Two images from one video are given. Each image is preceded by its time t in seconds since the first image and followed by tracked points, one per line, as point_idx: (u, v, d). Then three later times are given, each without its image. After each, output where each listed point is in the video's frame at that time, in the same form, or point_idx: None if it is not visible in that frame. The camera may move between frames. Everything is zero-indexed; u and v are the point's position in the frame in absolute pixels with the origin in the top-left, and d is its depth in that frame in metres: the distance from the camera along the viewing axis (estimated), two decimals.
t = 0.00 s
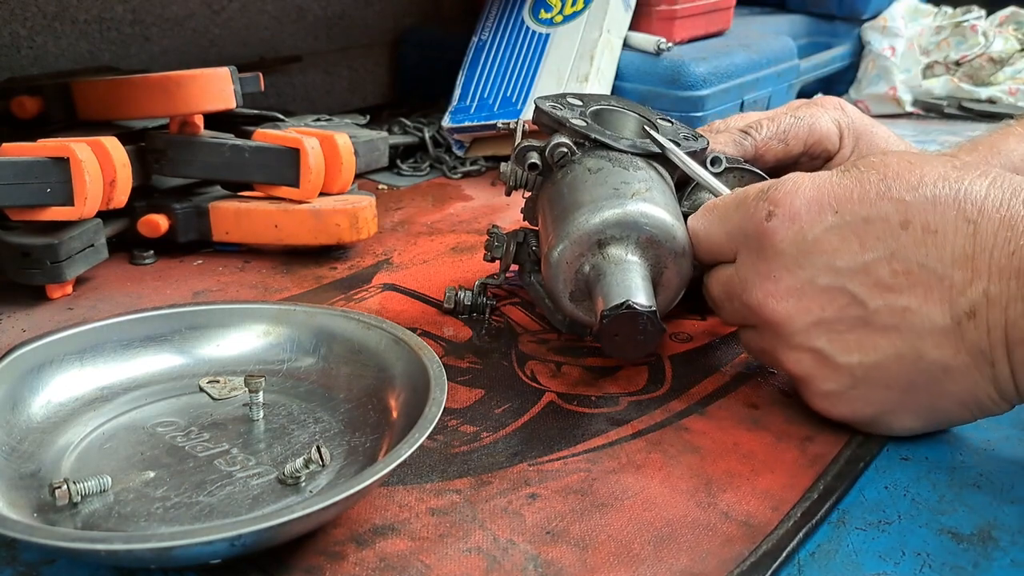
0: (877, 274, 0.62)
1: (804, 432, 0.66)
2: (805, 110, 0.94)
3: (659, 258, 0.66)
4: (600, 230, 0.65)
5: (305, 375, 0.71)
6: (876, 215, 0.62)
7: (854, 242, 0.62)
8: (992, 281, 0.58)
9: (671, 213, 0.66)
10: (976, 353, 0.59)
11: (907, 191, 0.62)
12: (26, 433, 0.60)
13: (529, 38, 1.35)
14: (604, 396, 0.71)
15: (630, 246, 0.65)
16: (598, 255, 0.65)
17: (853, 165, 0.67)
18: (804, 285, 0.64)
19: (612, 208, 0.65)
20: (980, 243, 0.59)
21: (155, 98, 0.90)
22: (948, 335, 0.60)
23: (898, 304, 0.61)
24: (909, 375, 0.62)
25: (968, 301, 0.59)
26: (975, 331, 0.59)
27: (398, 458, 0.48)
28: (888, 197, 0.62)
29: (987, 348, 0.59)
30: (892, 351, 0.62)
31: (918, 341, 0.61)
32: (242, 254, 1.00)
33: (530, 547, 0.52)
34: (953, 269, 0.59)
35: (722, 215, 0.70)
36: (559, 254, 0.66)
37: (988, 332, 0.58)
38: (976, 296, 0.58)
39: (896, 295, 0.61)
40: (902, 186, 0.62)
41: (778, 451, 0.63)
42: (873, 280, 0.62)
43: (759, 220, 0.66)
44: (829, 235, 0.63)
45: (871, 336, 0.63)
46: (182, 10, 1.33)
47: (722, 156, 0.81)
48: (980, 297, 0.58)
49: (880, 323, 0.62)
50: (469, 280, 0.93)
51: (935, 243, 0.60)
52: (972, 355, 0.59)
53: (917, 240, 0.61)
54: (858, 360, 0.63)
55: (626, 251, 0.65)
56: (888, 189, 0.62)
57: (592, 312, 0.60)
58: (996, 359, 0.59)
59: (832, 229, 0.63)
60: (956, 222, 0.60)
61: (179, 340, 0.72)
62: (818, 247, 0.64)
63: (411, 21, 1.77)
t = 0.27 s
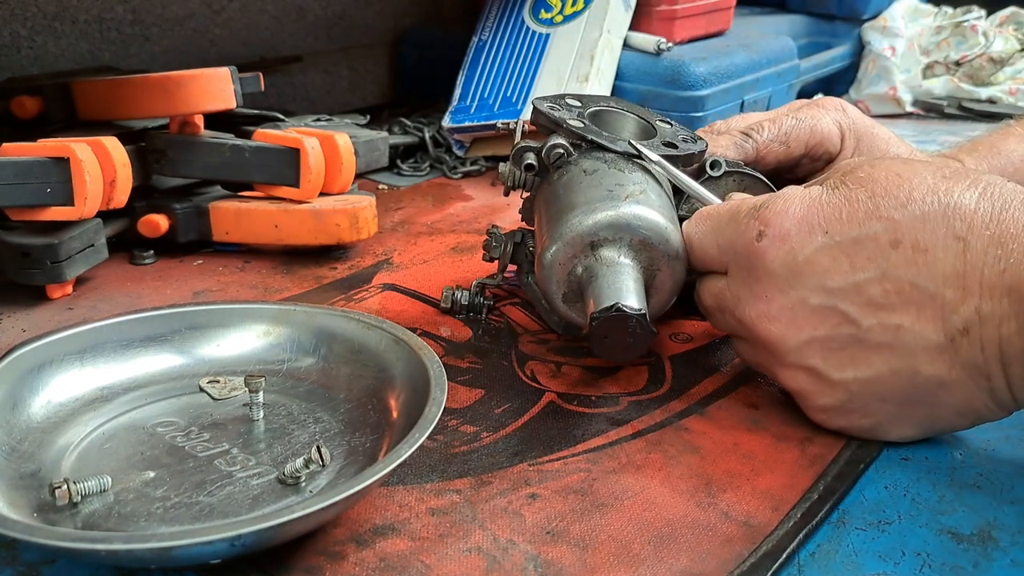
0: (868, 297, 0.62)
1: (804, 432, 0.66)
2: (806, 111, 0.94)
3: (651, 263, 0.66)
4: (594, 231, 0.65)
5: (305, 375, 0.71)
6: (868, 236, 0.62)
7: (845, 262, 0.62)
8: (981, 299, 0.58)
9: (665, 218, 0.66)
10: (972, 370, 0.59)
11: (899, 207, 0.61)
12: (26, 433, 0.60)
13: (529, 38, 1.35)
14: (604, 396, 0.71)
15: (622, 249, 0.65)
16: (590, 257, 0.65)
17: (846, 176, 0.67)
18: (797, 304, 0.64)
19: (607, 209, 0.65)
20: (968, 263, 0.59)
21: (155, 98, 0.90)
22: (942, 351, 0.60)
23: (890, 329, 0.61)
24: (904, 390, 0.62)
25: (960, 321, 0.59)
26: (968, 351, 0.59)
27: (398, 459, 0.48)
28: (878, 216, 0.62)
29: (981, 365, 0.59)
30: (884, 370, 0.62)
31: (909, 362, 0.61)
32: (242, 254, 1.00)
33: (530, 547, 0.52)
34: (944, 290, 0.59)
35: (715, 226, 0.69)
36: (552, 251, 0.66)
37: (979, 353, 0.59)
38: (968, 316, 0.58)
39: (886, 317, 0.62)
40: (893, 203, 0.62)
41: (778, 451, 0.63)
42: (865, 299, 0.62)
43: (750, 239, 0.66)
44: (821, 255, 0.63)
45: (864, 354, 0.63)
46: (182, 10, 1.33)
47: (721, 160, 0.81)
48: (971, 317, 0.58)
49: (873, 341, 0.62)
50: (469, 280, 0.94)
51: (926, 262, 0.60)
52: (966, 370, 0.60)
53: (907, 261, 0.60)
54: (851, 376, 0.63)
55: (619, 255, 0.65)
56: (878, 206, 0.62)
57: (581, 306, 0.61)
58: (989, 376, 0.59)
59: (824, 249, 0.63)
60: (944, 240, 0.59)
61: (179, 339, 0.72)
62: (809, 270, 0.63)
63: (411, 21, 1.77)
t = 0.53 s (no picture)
0: (872, 300, 0.62)
1: (804, 432, 0.66)
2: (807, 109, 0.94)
3: (647, 264, 0.67)
4: (590, 231, 0.64)
5: (305, 375, 0.71)
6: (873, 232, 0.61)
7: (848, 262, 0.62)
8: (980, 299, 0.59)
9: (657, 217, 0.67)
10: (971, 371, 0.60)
11: (902, 206, 0.61)
12: (26, 433, 0.60)
13: (529, 38, 1.35)
14: (604, 396, 0.71)
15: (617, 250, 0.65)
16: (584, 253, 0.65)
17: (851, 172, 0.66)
18: (797, 304, 0.64)
19: (602, 208, 0.65)
20: (972, 264, 0.59)
21: (155, 98, 0.90)
22: (942, 353, 0.60)
23: (891, 332, 0.62)
24: (902, 391, 0.62)
25: (960, 322, 0.59)
26: (967, 353, 0.60)
27: (397, 459, 0.48)
28: (881, 216, 0.61)
29: (982, 367, 0.60)
30: (886, 367, 0.62)
31: (910, 360, 0.61)
32: (242, 254, 1.00)
33: (529, 547, 0.52)
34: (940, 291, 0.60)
35: (713, 225, 0.69)
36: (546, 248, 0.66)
37: (979, 357, 0.59)
38: (967, 317, 0.59)
39: (888, 319, 0.62)
40: (897, 201, 0.61)
41: (778, 451, 0.63)
42: (866, 299, 0.62)
43: (750, 239, 0.66)
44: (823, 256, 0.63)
45: (866, 353, 0.63)
46: (182, 10, 1.33)
47: (718, 154, 0.81)
48: (971, 318, 0.59)
49: (873, 341, 0.63)
50: (469, 280, 0.94)
51: (926, 262, 0.60)
52: (966, 371, 0.60)
53: (911, 262, 0.60)
54: (851, 374, 0.63)
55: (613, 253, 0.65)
56: (882, 205, 0.62)
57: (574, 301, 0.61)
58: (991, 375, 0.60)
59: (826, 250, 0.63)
60: (946, 243, 0.60)
61: (179, 339, 0.72)
62: (814, 271, 0.63)
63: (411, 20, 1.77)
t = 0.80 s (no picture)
0: (825, 137, 0.42)
1: (804, 431, 0.66)
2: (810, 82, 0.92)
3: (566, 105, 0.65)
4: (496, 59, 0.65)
5: (305, 374, 0.71)
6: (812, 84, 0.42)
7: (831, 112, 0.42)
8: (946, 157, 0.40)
9: (576, 77, 0.66)
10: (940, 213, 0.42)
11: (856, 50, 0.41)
12: (26, 433, 0.60)
13: (529, 38, 1.36)
14: (604, 396, 0.71)
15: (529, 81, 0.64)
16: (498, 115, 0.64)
17: None
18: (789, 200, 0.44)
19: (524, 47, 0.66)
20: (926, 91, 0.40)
21: (155, 97, 0.90)
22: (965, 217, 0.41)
23: (851, 178, 0.42)
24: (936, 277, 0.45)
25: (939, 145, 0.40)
26: (947, 193, 0.41)
27: (398, 458, 0.48)
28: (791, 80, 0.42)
29: (947, 217, 0.42)
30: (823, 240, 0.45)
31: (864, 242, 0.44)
32: (242, 254, 1.00)
33: (530, 547, 0.52)
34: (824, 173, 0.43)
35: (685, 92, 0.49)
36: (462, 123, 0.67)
37: (935, 206, 0.41)
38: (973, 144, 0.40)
39: (864, 171, 0.42)
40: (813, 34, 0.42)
41: (778, 450, 0.63)
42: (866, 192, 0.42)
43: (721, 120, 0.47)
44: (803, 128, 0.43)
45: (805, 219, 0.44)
46: (182, 10, 1.33)
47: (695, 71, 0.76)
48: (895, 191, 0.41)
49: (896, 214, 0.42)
50: (469, 280, 0.93)
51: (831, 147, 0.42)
52: (936, 215, 0.42)
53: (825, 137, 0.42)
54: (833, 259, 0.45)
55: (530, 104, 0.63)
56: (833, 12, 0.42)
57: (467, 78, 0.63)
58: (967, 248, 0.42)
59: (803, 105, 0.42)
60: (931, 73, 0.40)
61: (179, 340, 0.73)
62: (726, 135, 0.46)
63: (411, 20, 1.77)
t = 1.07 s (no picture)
0: (752, 117, 0.37)
1: (804, 430, 0.66)
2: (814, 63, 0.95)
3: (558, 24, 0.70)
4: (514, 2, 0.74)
5: (306, 374, 0.71)
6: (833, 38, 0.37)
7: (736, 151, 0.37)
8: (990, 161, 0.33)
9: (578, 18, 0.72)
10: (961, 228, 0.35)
11: (858, 33, 0.37)
12: (26, 433, 0.60)
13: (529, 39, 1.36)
14: (604, 396, 0.71)
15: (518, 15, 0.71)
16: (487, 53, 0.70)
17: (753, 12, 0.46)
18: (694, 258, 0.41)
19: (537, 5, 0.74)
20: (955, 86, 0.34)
21: (156, 98, 0.90)
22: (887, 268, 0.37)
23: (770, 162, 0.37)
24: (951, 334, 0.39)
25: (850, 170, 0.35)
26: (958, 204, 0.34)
27: (398, 458, 0.49)
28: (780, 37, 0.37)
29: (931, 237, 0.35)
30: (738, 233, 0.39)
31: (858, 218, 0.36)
32: (242, 254, 1.00)
33: (530, 547, 0.52)
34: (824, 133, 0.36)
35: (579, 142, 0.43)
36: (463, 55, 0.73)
37: (910, 228, 0.35)
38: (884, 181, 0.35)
39: (899, 127, 0.34)
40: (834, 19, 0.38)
41: (778, 450, 0.63)
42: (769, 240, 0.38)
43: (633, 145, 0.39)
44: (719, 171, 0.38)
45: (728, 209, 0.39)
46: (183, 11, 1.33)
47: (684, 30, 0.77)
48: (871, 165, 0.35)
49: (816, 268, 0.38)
50: (469, 279, 0.94)
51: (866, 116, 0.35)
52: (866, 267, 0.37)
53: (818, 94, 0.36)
54: (711, 236, 0.39)
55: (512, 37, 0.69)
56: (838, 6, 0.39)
57: None
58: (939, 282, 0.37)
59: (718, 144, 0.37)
60: (853, 95, 0.35)
61: (179, 340, 0.73)
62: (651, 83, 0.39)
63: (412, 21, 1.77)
